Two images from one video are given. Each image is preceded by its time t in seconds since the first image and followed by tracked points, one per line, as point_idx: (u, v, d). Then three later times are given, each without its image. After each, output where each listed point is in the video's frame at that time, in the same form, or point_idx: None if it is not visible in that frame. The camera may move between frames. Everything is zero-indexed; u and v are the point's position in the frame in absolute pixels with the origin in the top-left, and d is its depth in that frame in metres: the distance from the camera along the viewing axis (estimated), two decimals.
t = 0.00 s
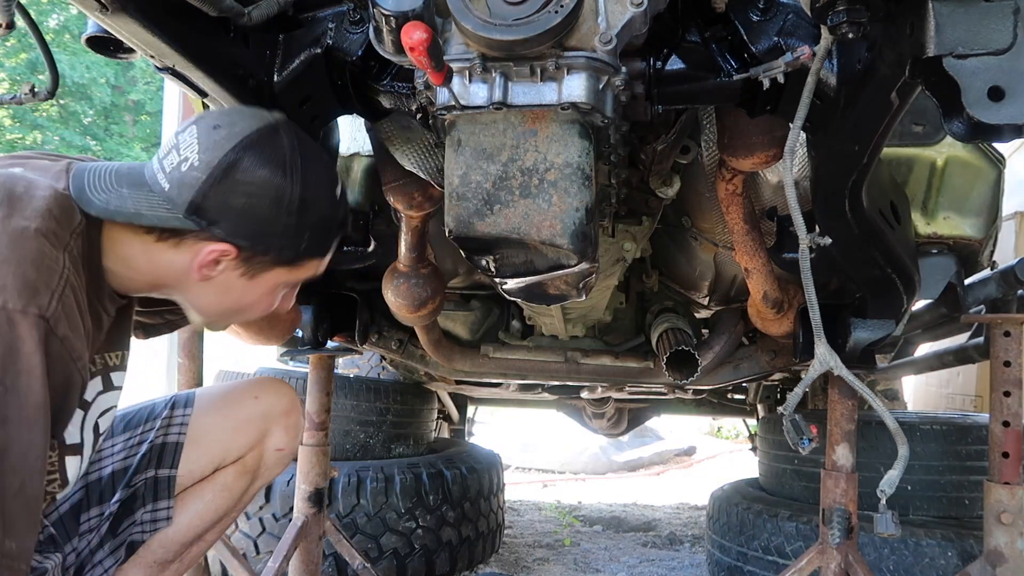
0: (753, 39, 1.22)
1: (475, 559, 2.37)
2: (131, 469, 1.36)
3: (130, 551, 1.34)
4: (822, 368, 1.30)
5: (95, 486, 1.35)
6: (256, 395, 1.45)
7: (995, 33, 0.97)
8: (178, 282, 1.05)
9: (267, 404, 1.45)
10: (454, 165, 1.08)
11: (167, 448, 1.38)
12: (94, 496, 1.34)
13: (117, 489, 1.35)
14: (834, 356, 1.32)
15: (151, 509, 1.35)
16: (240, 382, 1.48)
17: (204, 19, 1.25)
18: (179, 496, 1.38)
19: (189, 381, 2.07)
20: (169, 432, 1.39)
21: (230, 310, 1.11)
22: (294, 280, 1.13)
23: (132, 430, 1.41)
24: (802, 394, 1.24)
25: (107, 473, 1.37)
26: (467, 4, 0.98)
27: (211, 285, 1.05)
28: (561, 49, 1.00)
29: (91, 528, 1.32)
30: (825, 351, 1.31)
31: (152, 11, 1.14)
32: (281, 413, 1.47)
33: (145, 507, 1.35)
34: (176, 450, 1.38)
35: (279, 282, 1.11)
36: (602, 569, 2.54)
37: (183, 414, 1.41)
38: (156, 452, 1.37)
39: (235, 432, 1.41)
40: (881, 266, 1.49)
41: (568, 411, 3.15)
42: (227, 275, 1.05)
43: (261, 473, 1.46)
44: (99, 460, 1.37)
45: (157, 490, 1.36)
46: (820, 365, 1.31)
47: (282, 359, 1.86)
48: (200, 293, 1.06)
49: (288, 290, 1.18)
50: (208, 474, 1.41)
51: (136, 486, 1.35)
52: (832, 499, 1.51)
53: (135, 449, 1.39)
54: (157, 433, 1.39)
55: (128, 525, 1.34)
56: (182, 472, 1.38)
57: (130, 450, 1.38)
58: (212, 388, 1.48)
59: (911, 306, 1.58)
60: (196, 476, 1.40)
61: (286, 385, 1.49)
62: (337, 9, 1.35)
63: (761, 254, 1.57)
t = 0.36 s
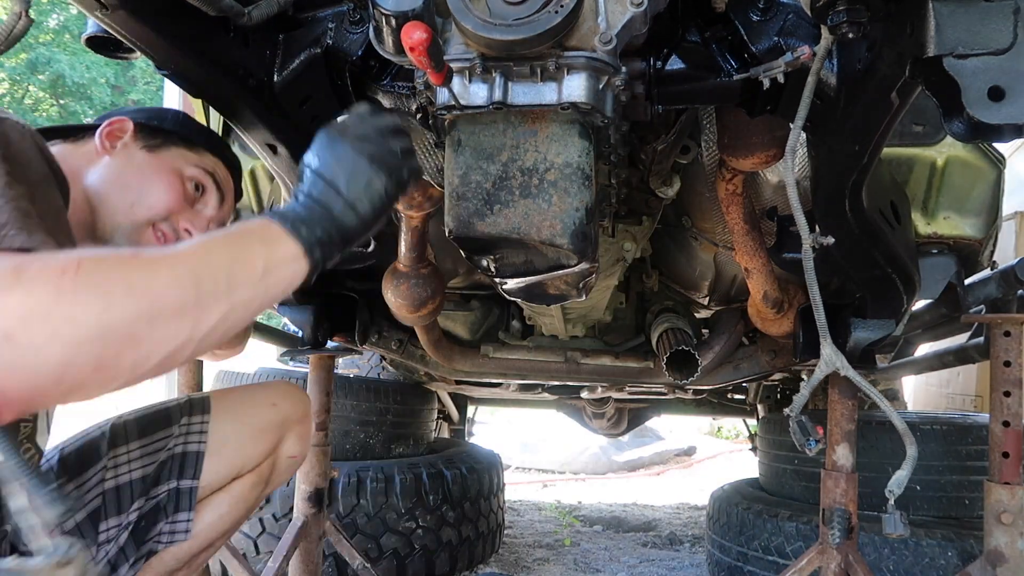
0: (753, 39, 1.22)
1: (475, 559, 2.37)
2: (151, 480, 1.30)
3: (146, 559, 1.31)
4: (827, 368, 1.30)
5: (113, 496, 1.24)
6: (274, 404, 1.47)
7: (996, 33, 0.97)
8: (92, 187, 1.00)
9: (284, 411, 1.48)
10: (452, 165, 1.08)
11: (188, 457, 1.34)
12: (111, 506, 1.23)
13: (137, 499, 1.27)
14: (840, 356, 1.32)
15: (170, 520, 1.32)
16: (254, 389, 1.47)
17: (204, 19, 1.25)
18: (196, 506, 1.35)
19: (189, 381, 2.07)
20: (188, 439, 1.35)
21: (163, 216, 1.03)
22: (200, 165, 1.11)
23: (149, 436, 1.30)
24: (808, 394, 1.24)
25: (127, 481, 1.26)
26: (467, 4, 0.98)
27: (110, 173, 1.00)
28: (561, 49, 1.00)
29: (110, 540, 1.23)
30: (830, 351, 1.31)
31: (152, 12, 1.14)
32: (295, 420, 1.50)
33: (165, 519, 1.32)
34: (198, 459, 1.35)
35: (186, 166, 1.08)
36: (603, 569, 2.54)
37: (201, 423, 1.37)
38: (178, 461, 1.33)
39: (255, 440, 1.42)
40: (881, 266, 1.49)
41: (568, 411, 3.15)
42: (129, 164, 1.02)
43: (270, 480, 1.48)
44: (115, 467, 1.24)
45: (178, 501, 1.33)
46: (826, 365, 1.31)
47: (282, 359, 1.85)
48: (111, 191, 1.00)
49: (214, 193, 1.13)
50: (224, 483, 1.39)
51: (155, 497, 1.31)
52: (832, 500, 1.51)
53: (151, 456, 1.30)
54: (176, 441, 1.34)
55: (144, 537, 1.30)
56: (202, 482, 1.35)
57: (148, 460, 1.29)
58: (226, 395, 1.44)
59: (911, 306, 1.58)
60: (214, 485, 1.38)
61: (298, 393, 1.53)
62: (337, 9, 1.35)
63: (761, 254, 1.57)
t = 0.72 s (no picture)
0: (753, 39, 1.21)
1: (476, 559, 2.37)
2: (188, 486, 1.38)
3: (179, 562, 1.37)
4: (822, 368, 1.30)
5: (151, 498, 1.35)
6: (311, 416, 1.48)
7: (996, 33, 0.97)
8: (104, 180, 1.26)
9: (321, 425, 1.48)
10: (453, 164, 1.08)
11: (224, 467, 1.40)
12: (148, 509, 1.35)
13: (174, 504, 1.36)
14: (836, 356, 1.32)
15: (205, 526, 1.38)
16: (294, 399, 1.50)
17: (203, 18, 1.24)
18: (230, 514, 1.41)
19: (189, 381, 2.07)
20: (225, 448, 1.41)
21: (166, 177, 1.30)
22: (183, 127, 1.32)
23: (187, 446, 1.39)
24: (803, 394, 1.24)
25: (165, 485, 1.37)
26: (467, 4, 0.98)
27: (110, 163, 1.25)
28: (561, 49, 1.00)
29: (146, 542, 1.33)
30: (825, 351, 1.30)
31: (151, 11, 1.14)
32: (331, 434, 1.51)
33: (199, 526, 1.38)
34: (234, 468, 1.41)
35: (168, 132, 1.29)
36: (603, 569, 2.54)
37: (238, 432, 1.42)
38: (214, 469, 1.40)
39: (289, 452, 1.45)
40: (881, 266, 1.49)
41: (568, 411, 3.15)
42: (120, 152, 1.26)
43: (302, 492, 1.51)
44: (154, 470, 1.36)
45: (213, 509, 1.39)
46: (820, 364, 1.31)
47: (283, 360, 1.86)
48: (117, 178, 1.27)
49: (202, 146, 1.37)
50: (257, 493, 1.44)
51: (192, 503, 1.38)
52: (832, 500, 1.51)
53: (189, 463, 1.38)
54: (212, 449, 1.41)
55: (179, 541, 1.37)
56: (237, 490, 1.41)
57: (185, 466, 1.38)
58: (266, 402, 1.49)
59: (911, 306, 1.57)
60: (247, 493, 1.43)
61: (338, 406, 1.53)
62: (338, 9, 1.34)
63: (761, 254, 1.57)
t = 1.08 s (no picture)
0: (753, 39, 1.21)
1: (475, 559, 2.37)
2: (186, 488, 1.39)
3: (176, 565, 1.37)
4: (823, 367, 1.30)
5: (148, 501, 1.35)
6: (307, 416, 1.50)
7: (996, 33, 0.97)
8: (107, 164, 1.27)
9: (317, 425, 1.51)
10: (453, 164, 1.08)
11: (221, 468, 1.41)
12: (146, 511, 1.35)
13: (172, 506, 1.37)
14: (836, 356, 1.32)
15: (202, 528, 1.39)
16: (288, 399, 1.53)
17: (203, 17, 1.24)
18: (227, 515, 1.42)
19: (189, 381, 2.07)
20: (222, 449, 1.42)
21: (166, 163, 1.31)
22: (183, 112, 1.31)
23: (185, 449, 1.40)
24: (802, 394, 1.24)
25: (162, 488, 1.37)
26: (467, 4, 0.98)
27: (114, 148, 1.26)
28: (561, 49, 1.00)
29: (145, 545, 1.33)
30: (825, 351, 1.31)
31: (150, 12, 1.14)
32: (325, 433, 1.54)
33: (197, 528, 1.39)
34: (231, 469, 1.42)
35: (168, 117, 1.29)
36: (603, 569, 2.53)
37: (235, 432, 1.44)
38: (211, 471, 1.41)
39: (286, 451, 1.47)
40: (881, 266, 1.49)
41: (568, 411, 3.15)
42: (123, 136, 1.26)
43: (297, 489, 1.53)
44: (150, 472, 1.36)
45: (211, 511, 1.40)
46: (821, 365, 1.31)
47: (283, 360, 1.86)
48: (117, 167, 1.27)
49: (201, 129, 1.37)
50: (253, 493, 1.46)
51: (190, 506, 1.39)
52: (832, 500, 1.51)
53: (185, 465, 1.39)
54: (210, 450, 1.41)
55: (177, 544, 1.37)
56: (234, 492, 1.42)
57: (182, 468, 1.39)
58: (260, 402, 1.50)
59: (911, 306, 1.57)
60: (244, 493, 1.44)
61: (329, 405, 1.57)
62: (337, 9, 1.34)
63: (761, 254, 1.57)
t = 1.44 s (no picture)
0: (753, 39, 1.21)
1: (475, 559, 2.37)
2: (217, 492, 1.38)
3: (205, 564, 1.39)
4: (827, 368, 1.29)
5: (180, 501, 1.36)
6: (335, 428, 1.49)
7: (996, 33, 0.97)
8: (97, 167, 1.29)
9: (344, 437, 1.50)
10: (454, 165, 1.08)
11: (251, 475, 1.41)
12: (177, 512, 1.35)
13: (203, 510, 1.37)
14: (839, 356, 1.32)
15: (229, 532, 1.40)
16: (319, 408, 1.52)
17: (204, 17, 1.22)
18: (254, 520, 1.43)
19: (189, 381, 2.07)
20: (252, 455, 1.42)
21: (156, 165, 1.31)
22: (173, 115, 1.33)
23: (218, 453, 1.40)
24: (808, 395, 1.24)
25: (194, 490, 1.37)
26: (467, 4, 0.98)
27: (104, 151, 1.28)
28: (561, 49, 1.00)
29: (176, 546, 1.33)
30: (831, 351, 1.30)
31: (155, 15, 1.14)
32: (352, 445, 1.53)
33: (225, 532, 1.39)
34: (260, 476, 1.42)
35: (156, 120, 1.31)
36: (603, 569, 2.53)
37: (265, 440, 1.43)
38: (241, 477, 1.41)
39: (313, 461, 1.46)
40: (882, 266, 1.49)
41: (568, 411, 3.15)
42: (114, 139, 1.28)
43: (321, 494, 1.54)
44: (183, 473, 1.37)
45: (239, 516, 1.40)
46: (826, 365, 1.31)
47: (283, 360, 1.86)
48: (109, 169, 1.29)
49: (195, 133, 1.37)
50: (278, 500, 1.46)
51: (220, 510, 1.39)
52: (832, 500, 1.51)
53: (218, 469, 1.39)
54: (240, 456, 1.41)
55: (206, 546, 1.38)
56: (263, 498, 1.42)
57: (214, 471, 1.39)
58: (292, 409, 1.50)
59: (912, 306, 1.57)
60: (272, 499, 1.44)
61: (358, 415, 1.55)
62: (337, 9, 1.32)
63: (761, 255, 1.57)
